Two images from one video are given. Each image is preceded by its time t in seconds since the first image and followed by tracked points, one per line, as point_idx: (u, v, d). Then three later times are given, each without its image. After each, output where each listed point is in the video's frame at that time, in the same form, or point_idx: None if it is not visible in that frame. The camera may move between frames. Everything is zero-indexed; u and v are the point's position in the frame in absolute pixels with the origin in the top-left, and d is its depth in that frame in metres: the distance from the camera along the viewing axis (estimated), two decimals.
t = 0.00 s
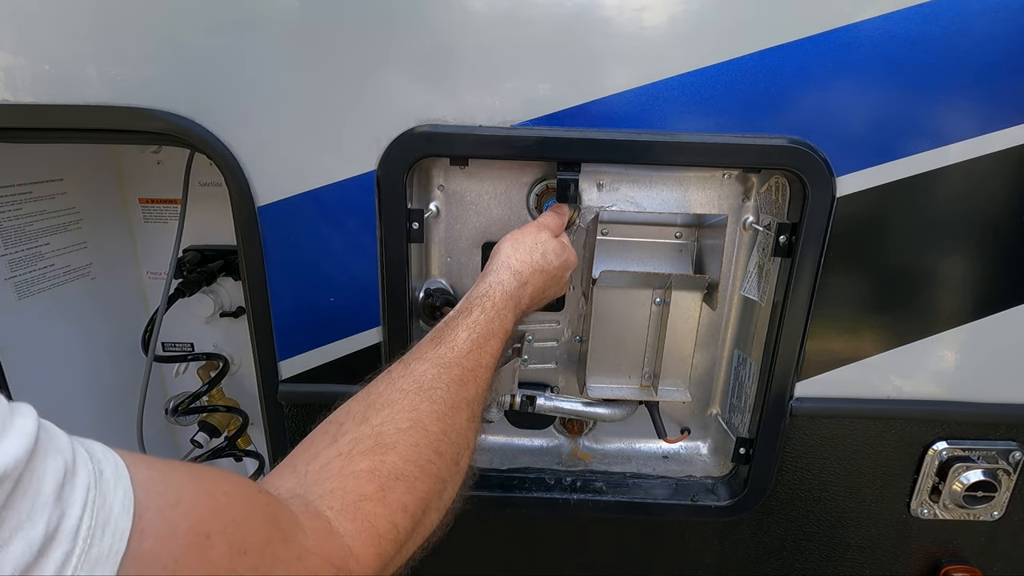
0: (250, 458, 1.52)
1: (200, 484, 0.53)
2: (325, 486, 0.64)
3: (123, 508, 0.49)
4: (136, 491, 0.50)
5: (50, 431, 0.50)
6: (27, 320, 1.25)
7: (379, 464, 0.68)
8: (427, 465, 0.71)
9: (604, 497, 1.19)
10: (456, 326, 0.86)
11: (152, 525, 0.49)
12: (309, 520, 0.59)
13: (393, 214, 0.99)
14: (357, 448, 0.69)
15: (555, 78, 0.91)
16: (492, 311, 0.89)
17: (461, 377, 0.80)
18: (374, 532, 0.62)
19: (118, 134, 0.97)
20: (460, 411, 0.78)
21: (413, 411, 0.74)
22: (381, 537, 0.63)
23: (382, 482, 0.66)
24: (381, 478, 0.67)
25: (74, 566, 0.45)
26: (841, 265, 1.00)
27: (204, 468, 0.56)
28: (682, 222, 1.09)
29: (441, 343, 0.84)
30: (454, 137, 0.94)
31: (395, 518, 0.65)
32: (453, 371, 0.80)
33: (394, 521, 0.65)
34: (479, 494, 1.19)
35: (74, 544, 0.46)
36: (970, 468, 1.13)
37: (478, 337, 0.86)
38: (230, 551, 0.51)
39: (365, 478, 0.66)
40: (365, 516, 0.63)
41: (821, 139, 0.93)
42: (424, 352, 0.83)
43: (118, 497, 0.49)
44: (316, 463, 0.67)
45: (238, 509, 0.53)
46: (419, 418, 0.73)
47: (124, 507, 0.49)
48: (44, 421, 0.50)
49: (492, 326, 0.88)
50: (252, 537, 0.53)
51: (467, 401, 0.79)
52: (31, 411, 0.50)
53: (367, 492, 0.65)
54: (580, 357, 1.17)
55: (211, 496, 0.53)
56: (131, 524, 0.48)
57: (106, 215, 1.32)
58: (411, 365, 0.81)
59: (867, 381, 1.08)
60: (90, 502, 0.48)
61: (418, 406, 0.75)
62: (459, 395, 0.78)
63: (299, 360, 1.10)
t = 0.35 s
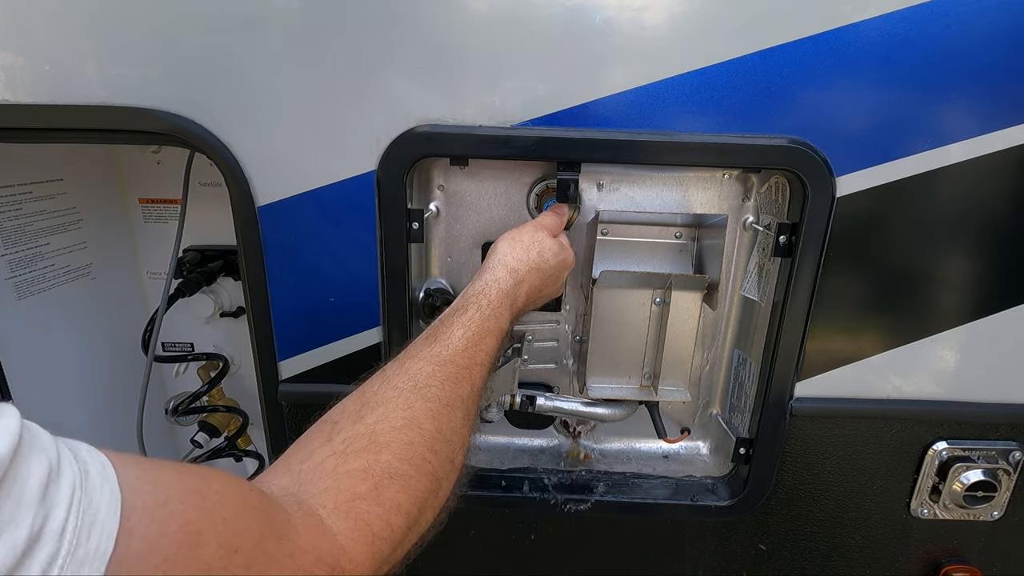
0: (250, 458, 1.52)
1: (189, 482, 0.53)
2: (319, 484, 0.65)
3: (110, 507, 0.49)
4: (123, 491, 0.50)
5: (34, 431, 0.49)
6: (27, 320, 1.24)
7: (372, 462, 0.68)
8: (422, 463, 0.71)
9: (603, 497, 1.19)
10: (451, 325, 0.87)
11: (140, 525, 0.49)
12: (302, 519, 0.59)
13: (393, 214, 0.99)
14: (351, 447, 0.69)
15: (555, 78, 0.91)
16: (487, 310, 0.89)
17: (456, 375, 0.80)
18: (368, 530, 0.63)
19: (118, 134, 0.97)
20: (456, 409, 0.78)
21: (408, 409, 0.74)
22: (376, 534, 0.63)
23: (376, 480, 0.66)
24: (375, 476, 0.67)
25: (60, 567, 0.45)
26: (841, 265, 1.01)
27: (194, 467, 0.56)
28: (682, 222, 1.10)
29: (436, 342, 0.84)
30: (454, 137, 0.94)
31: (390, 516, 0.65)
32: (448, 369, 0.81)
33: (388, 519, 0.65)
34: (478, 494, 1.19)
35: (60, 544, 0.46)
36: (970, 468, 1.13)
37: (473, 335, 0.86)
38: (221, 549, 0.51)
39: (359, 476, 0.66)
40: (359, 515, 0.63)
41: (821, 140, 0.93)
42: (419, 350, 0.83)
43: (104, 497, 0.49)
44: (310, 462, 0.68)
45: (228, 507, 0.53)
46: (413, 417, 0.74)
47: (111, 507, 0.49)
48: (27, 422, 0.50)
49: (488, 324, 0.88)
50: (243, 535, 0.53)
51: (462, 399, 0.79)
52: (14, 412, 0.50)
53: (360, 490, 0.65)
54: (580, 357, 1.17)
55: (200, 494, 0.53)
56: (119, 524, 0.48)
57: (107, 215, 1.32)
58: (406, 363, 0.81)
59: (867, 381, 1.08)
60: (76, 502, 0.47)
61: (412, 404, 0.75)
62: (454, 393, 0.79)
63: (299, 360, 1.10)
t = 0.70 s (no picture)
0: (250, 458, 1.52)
1: (174, 471, 0.53)
2: (315, 474, 0.65)
3: (88, 493, 0.48)
4: (102, 478, 0.50)
5: (11, 416, 0.49)
6: (28, 320, 1.24)
7: (369, 452, 0.68)
8: (419, 455, 0.71)
9: (604, 496, 1.19)
10: (453, 320, 0.87)
11: (121, 512, 0.49)
12: (294, 508, 0.59)
13: (393, 214, 0.99)
14: (349, 437, 0.69)
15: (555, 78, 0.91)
16: (488, 305, 0.89)
17: (455, 369, 0.80)
18: (363, 520, 0.62)
19: (118, 134, 0.97)
20: (454, 403, 0.78)
21: (407, 401, 0.74)
22: (370, 525, 0.63)
23: (372, 470, 0.66)
24: (372, 466, 0.67)
25: (32, 551, 0.45)
26: (841, 265, 1.00)
27: (183, 455, 0.56)
28: (682, 222, 1.10)
29: (438, 336, 0.84)
30: (454, 137, 0.94)
31: (385, 507, 0.65)
32: (447, 363, 0.81)
33: (383, 510, 0.64)
34: (478, 494, 1.19)
35: (32, 528, 0.45)
36: (970, 468, 1.13)
37: (473, 330, 0.86)
38: (207, 539, 0.51)
39: (355, 466, 0.66)
40: (354, 505, 0.63)
41: (820, 139, 0.93)
42: (421, 343, 0.83)
43: (81, 483, 0.48)
44: (306, 452, 0.68)
45: (215, 496, 0.53)
46: (412, 409, 0.74)
47: (88, 493, 0.48)
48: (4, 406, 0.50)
49: (488, 320, 0.88)
50: (230, 524, 0.52)
51: (461, 394, 0.79)
52: None
53: (357, 479, 0.65)
54: (580, 357, 1.18)
55: (186, 483, 0.52)
56: (95, 511, 0.48)
57: (107, 215, 1.32)
58: (406, 355, 0.81)
59: (867, 381, 1.08)
60: (51, 487, 0.47)
61: (412, 396, 0.75)
62: (454, 388, 0.79)
63: (299, 360, 1.10)
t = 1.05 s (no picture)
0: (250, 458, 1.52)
1: (151, 464, 0.53)
2: (308, 466, 0.65)
3: (49, 485, 0.48)
4: (67, 471, 0.50)
5: None
6: (28, 320, 1.24)
7: (364, 444, 0.68)
8: (416, 448, 0.70)
9: (604, 496, 1.19)
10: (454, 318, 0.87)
11: (87, 504, 0.49)
12: (283, 501, 0.59)
13: (393, 214, 0.99)
14: (344, 430, 0.69)
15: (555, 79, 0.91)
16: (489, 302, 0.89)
17: (454, 364, 0.80)
18: (355, 511, 0.62)
19: (118, 134, 0.97)
20: (453, 399, 0.77)
21: (405, 395, 0.74)
22: (363, 516, 0.62)
23: (367, 462, 0.66)
24: (367, 457, 0.66)
25: None
26: (842, 265, 1.00)
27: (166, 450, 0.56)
28: (682, 222, 1.10)
29: (441, 334, 0.84)
30: (454, 137, 0.94)
31: (379, 499, 0.64)
32: (446, 359, 0.81)
33: (377, 502, 0.64)
34: (478, 494, 1.19)
35: None
36: (970, 468, 1.13)
37: (473, 327, 0.86)
38: (182, 532, 0.51)
39: (350, 458, 0.66)
40: (345, 497, 0.62)
41: (820, 139, 0.93)
42: (423, 340, 0.84)
43: (45, 475, 0.49)
44: (301, 446, 0.68)
45: (192, 490, 0.53)
46: (410, 402, 0.74)
47: (51, 485, 0.48)
48: None
49: (489, 317, 0.88)
50: (207, 517, 0.52)
51: (462, 390, 0.79)
52: None
53: (352, 470, 0.64)
54: (580, 357, 1.17)
55: (162, 477, 0.53)
56: (57, 503, 0.48)
57: (106, 215, 1.32)
58: (408, 352, 0.82)
59: (867, 381, 1.08)
60: (13, 477, 0.47)
61: (410, 391, 0.75)
62: (453, 382, 0.78)
63: (299, 360, 1.10)
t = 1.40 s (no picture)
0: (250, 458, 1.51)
1: (77, 422, 0.57)
2: (269, 438, 0.69)
3: None
4: None
5: None
6: (28, 320, 1.24)
7: (329, 416, 0.71)
8: (381, 423, 0.72)
9: (604, 496, 1.19)
10: (448, 313, 0.90)
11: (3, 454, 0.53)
12: (231, 466, 0.62)
13: (394, 214, 0.99)
14: (314, 404, 0.73)
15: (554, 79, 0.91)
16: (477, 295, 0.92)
17: (429, 349, 0.83)
18: (310, 479, 0.64)
19: (118, 135, 0.97)
20: (428, 382, 0.80)
21: (378, 377, 0.78)
22: (319, 485, 0.64)
23: (332, 434, 0.69)
24: (329, 429, 0.70)
25: None
26: (842, 265, 1.00)
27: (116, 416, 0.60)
28: (682, 222, 1.10)
29: (431, 327, 0.88)
30: (454, 137, 0.94)
31: (336, 469, 0.66)
32: (428, 345, 0.84)
33: (335, 471, 0.66)
34: (478, 494, 1.19)
35: None
36: (970, 468, 1.13)
37: (459, 318, 0.88)
38: (103, 488, 0.54)
39: (313, 430, 0.69)
40: (301, 465, 0.65)
41: (820, 140, 0.93)
42: (412, 332, 0.87)
43: None
44: (271, 421, 0.73)
45: (116, 449, 0.56)
46: (382, 383, 0.77)
47: None
48: None
49: (481, 309, 0.89)
50: (134, 477, 0.55)
51: (441, 376, 0.81)
52: None
53: (318, 441, 0.68)
54: (580, 357, 1.17)
55: (91, 436, 0.56)
56: None
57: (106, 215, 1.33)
58: (396, 341, 0.85)
59: (867, 382, 1.08)
60: None
61: (386, 373, 0.79)
62: (428, 366, 0.81)
63: (299, 360, 1.10)
